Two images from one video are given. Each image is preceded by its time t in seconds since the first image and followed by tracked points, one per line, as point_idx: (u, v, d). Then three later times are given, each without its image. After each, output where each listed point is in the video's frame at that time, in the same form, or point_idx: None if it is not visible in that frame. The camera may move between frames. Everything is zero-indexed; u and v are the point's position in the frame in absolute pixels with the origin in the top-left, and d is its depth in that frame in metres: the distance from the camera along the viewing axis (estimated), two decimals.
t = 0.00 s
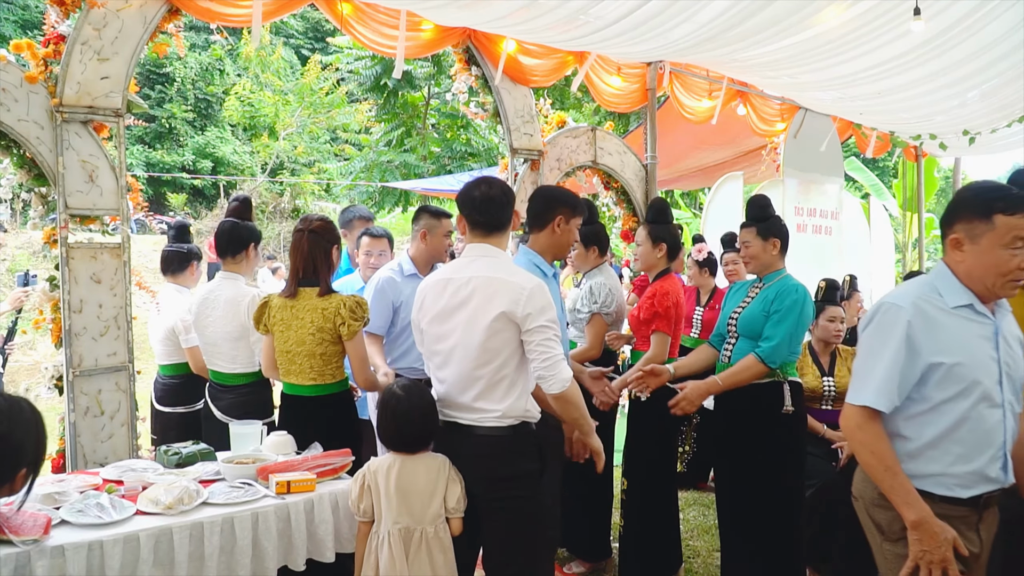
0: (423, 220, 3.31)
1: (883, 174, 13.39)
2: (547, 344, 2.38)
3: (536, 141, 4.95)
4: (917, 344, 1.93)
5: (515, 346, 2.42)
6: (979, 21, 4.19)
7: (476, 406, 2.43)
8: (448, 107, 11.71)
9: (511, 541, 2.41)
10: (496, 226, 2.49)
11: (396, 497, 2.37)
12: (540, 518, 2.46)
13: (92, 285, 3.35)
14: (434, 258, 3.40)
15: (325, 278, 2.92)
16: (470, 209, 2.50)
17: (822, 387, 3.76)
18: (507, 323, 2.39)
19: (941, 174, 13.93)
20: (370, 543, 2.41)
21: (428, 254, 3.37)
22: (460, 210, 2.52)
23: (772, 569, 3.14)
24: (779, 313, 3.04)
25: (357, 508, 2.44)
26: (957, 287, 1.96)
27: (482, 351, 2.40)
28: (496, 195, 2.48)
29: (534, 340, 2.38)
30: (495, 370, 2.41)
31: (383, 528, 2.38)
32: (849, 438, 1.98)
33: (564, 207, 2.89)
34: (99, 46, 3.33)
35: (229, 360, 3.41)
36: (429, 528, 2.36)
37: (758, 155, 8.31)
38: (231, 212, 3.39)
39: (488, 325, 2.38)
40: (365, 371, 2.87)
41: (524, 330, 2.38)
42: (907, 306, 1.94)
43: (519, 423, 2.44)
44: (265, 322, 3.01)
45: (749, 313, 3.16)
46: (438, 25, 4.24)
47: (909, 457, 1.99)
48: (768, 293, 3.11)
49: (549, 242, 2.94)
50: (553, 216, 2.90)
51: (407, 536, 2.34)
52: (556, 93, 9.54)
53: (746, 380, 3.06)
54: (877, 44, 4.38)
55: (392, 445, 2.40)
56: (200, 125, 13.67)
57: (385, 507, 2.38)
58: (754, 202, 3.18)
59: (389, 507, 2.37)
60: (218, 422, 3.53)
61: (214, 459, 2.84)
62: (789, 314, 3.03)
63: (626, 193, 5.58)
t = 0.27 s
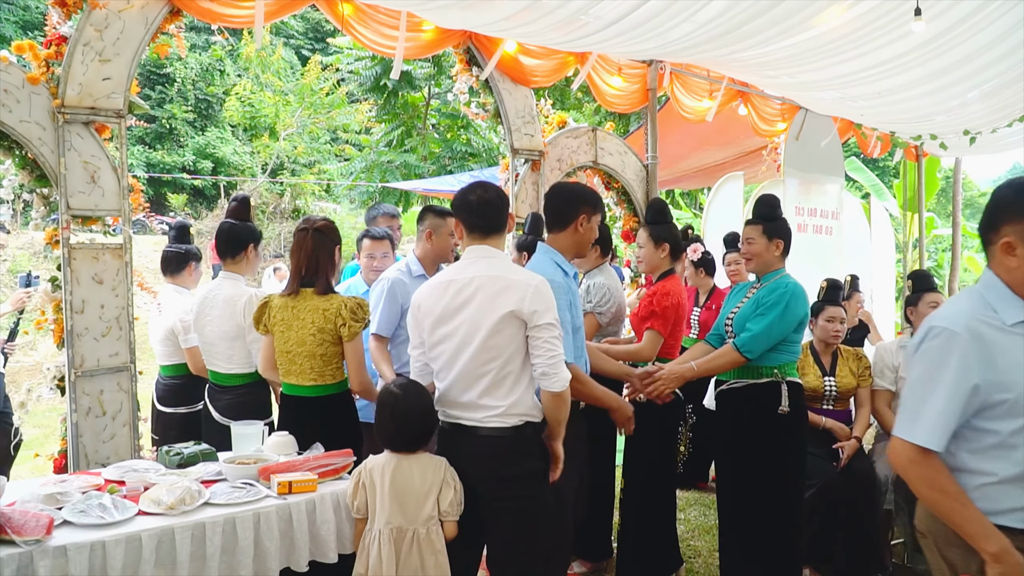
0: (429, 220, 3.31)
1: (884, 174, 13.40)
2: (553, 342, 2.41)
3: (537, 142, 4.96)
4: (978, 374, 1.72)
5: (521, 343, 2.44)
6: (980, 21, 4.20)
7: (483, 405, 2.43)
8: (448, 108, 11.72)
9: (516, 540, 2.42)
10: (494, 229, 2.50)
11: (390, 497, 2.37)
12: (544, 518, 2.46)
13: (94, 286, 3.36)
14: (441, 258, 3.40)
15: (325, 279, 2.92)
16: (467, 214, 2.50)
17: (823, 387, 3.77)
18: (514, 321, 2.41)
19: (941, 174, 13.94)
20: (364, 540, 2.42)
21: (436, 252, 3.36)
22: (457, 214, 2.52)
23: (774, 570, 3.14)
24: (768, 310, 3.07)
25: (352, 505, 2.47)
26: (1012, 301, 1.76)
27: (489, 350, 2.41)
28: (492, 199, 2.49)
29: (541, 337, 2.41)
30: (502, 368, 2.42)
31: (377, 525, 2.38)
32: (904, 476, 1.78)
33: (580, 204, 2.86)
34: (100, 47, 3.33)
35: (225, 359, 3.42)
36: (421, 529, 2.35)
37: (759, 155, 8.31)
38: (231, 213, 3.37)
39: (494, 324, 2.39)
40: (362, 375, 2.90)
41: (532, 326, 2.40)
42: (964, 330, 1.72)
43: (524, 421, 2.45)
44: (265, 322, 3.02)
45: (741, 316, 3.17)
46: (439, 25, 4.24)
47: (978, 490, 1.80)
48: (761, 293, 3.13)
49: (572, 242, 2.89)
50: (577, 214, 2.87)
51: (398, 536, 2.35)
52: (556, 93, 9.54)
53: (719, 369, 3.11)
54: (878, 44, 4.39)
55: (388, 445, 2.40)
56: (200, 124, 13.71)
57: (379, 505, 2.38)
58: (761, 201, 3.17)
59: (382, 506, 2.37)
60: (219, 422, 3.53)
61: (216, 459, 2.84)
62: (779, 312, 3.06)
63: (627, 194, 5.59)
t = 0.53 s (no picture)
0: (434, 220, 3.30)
1: (883, 174, 13.41)
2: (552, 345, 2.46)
3: (537, 142, 4.96)
4: None
5: (521, 341, 2.45)
6: (979, 21, 4.20)
7: (484, 402, 2.42)
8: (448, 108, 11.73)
9: (516, 540, 2.42)
10: (488, 228, 2.50)
11: (384, 499, 2.37)
12: (543, 517, 2.47)
13: (95, 286, 3.36)
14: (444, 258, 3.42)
15: (325, 278, 2.93)
16: (460, 213, 2.50)
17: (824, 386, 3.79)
18: (515, 319, 2.42)
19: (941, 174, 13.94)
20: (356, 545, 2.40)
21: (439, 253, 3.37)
22: (451, 214, 2.52)
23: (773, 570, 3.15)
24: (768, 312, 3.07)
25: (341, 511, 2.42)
26: None
27: (490, 348, 2.42)
28: (485, 198, 2.49)
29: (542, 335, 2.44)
30: (503, 366, 2.43)
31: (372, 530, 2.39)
32: (980, 484, 1.41)
33: (602, 205, 2.84)
34: (101, 48, 3.34)
35: (221, 358, 3.43)
36: (416, 529, 2.38)
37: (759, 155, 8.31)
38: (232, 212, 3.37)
39: (493, 321, 2.40)
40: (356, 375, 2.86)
41: (531, 321, 2.43)
42: None
43: (522, 418, 2.46)
44: (266, 322, 3.02)
45: (745, 314, 3.17)
46: (439, 26, 4.25)
47: None
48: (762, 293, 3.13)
49: (597, 242, 2.88)
50: (601, 215, 2.86)
51: (394, 538, 2.36)
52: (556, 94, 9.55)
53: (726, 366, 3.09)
54: (877, 44, 4.39)
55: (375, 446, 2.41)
56: (200, 125, 13.72)
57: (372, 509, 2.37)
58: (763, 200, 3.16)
59: (377, 509, 2.37)
60: (219, 422, 3.54)
61: (216, 459, 2.85)
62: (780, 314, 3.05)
63: (627, 194, 5.59)
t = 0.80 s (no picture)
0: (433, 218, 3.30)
1: (883, 174, 13.42)
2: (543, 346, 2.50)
3: (536, 142, 4.97)
4: None
5: (513, 341, 2.47)
6: (978, 21, 4.21)
7: (476, 402, 2.43)
8: (447, 108, 11.74)
9: (511, 538, 2.43)
10: (476, 226, 2.50)
11: (383, 499, 2.39)
12: (538, 515, 2.48)
13: (94, 286, 3.37)
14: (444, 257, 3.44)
15: (322, 278, 2.93)
16: (448, 213, 2.50)
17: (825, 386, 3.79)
18: (507, 319, 2.43)
19: (940, 174, 13.96)
20: (356, 550, 2.36)
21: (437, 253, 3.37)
22: (440, 213, 2.52)
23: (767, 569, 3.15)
24: (768, 313, 3.06)
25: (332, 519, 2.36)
26: None
27: (483, 348, 2.43)
28: (471, 196, 2.49)
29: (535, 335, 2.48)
30: (496, 365, 2.45)
31: (374, 532, 2.37)
32: None
33: (617, 205, 2.83)
34: (100, 48, 3.34)
35: (217, 357, 3.44)
36: (412, 523, 2.43)
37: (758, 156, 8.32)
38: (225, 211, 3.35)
39: (484, 320, 2.41)
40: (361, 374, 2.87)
41: (523, 321, 2.45)
42: None
43: (513, 417, 2.47)
44: (263, 322, 3.03)
45: (743, 313, 3.17)
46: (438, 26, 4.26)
47: None
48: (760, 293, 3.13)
49: (615, 245, 2.86)
50: (617, 217, 2.84)
51: (395, 536, 2.39)
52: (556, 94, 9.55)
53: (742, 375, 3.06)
54: (876, 43, 4.40)
55: (362, 449, 2.43)
56: (200, 125, 13.73)
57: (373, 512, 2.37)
58: (759, 200, 3.17)
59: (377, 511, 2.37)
60: (217, 422, 3.54)
61: (215, 459, 2.85)
62: (781, 317, 3.02)
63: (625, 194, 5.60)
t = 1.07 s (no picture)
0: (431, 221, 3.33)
1: (882, 174, 13.43)
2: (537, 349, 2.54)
3: (535, 143, 4.97)
4: None
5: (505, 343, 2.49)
6: (976, 22, 4.21)
7: (466, 402, 2.43)
8: (447, 108, 11.74)
9: (504, 539, 2.44)
10: (467, 227, 2.50)
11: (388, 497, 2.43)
12: (530, 515, 2.48)
13: (92, 288, 3.37)
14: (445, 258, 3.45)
15: (320, 280, 2.94)
16: (440, 214, 2.50)
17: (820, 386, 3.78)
18: (499, 321, 2.44)
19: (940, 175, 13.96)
20: (366, 549, 2.39)
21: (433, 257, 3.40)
22: (433, 214, 2.51)
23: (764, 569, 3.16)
24: (766, 315, 3.05)
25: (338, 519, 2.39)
26: None
27: (475, 350, 2.43)
28: (462, 198, 2.48)
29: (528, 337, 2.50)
30: (487, 367, 2.46)
31: (382, 529, 2.40)
32: None
33: (644, 201, 2.76)
34: (98, 49, 3.35)
35: (217, 358, 3.45)
36: (411, 519, 2.49)
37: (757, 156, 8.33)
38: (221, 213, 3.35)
39: (476, 322, 2.42)
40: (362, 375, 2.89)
41: (514, 324, 2.47)
42: None
43: (504, 418, 2.47)
44: (260, 325, 3.03)
45: (740, 315, 3.17)
46: (436, 26, 4.26)
47: None
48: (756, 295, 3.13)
49: (635, 245, 2.79)
50: (642, 212, 2.77)
51: (400, 532, 2.44)
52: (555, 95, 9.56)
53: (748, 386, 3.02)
54: (874, 44, 4.40)
55: (358, 449, 2.45)
56: (200, 125, 13.73)
57: (381, 510, 2.40)
58: (755, 202, 3.24)
59: (383, 510, 2.41)
60: (215, 423, 3.55)
61: (212, 460, 2.86)
62: (777, 318, 3.01)
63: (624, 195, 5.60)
